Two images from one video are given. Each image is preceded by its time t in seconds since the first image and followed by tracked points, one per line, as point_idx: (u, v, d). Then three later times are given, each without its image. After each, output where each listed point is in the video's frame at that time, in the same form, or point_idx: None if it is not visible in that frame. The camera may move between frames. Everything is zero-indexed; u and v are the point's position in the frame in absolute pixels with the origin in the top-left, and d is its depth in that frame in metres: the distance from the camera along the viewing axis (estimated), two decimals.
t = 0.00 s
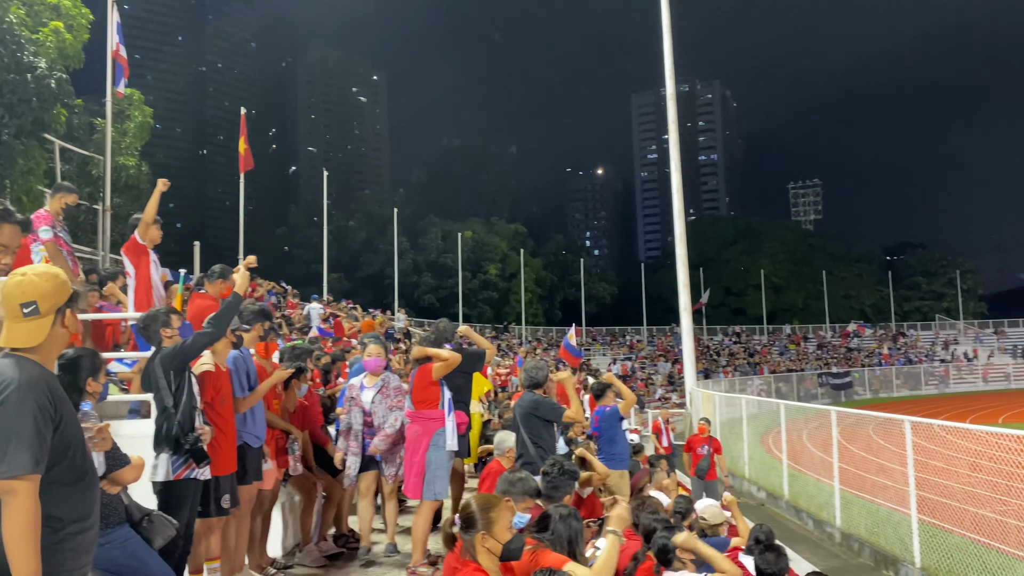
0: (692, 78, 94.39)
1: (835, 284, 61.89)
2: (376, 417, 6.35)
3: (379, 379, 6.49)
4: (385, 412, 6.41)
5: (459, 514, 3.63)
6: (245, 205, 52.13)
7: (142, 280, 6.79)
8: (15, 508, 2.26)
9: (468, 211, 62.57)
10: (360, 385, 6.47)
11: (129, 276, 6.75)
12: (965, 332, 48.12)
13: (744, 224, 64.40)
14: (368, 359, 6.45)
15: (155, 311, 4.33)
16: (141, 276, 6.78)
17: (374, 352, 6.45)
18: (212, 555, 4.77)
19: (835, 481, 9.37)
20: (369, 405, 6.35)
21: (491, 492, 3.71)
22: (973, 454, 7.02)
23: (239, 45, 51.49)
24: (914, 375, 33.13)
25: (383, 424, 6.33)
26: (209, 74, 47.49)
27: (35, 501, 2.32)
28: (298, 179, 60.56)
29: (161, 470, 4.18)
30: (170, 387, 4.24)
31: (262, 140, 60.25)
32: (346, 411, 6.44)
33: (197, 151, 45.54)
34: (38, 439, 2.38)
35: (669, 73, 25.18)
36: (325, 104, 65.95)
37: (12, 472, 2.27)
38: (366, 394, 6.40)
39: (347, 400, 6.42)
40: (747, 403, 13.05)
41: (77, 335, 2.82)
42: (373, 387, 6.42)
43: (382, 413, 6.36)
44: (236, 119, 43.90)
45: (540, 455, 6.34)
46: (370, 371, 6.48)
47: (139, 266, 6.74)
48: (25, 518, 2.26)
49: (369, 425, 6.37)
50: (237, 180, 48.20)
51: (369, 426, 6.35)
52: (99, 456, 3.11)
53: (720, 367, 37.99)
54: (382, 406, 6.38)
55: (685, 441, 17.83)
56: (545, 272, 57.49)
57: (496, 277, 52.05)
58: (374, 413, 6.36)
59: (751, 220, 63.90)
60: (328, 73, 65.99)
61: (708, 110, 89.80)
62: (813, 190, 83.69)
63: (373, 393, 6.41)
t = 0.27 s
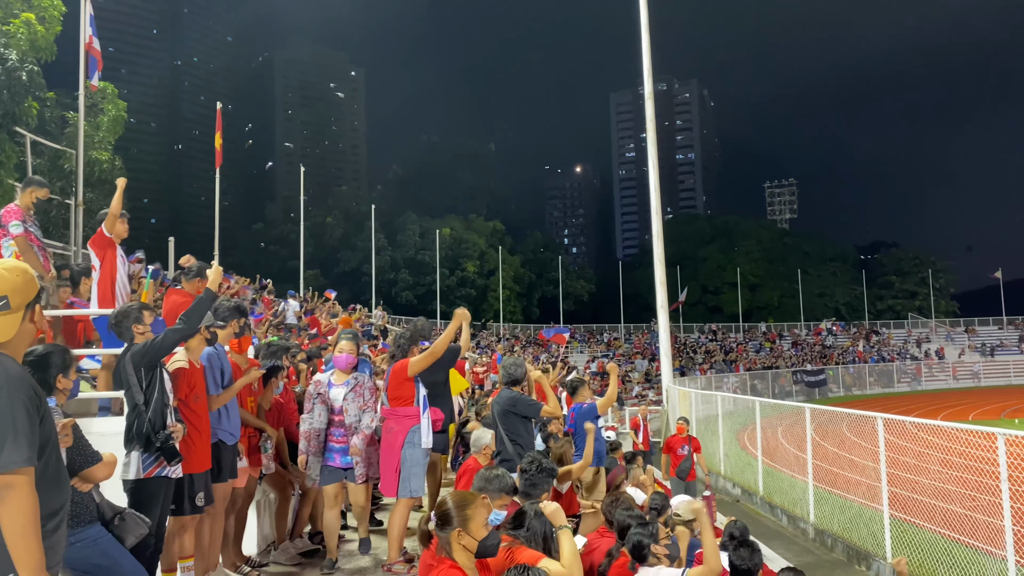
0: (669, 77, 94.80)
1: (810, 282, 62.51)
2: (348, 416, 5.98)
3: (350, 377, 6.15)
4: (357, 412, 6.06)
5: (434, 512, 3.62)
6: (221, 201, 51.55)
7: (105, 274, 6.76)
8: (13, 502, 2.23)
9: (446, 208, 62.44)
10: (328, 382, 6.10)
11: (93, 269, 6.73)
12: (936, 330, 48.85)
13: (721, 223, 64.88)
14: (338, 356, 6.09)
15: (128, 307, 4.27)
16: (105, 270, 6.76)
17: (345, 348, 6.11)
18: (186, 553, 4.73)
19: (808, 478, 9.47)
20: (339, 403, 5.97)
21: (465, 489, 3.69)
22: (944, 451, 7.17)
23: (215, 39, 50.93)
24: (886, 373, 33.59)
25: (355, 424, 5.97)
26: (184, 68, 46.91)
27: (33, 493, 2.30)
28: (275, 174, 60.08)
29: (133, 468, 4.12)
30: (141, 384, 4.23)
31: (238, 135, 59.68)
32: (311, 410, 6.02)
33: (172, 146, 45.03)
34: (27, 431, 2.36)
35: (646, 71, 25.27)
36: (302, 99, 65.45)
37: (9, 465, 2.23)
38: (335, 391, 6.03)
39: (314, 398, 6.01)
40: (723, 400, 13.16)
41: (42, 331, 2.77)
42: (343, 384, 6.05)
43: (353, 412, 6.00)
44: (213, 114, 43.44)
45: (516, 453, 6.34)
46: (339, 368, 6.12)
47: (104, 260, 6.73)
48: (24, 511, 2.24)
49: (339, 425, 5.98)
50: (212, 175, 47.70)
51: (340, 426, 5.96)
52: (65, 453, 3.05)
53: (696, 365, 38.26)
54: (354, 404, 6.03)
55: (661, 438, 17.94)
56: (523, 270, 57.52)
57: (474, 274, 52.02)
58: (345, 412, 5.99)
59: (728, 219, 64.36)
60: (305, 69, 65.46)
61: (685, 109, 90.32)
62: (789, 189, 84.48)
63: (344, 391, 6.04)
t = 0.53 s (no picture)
0: (652, 76, 95.05)
1: (791, 281, 62.95)
2: (329, 415, 5.87)
3: (327, 373, 6.02)
4: (338, 410, 5.97)
5: (416, 510, 3.61)
6: (202, 198, 51.14)
7: (79, 270, 6.69)
8: (5, 501, 2.22)
9: (429, 206, 62.29)
10: (306, 379, 5.94)
11: (67, 265, 6.66)
12: (915, 328, 49.34)
13: (703, 221, 65.17)
14: (315, 352, 5.91)
15: (107, 303, 4.21)
16: (79, 266, 6.68)
17: (322, 344, 5.93)
18: (165, 552, 4.72)
19: (788, 474, 9.54)
20: (320, 402, 5.83)
21: (447, 487, 3.68)
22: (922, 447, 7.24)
23: (197, 34, 50.49)
24: (866, 370, 33.90)
25: (337, 424, 5.88)
26: (165, 63, 46.46)
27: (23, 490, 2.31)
28: (257, 171, 59.65)
29: (110, 467, 4.07)
30: (118, 382, 4.17)
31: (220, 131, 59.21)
32: (288, 409, 5.84)
33: (153, 142, 44.61)
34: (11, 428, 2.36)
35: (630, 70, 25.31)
36: (285, 96, 65.06)
37: None
38: (315, 391, 5.89)
39: (292, 397, 5.84)
40: (704, 398, 13.22)
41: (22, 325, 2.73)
42: (323, 382, 5.91)
43: (335, 411, 5.90)
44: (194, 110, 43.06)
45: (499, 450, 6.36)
46: (316, 364, 5.97)
47: (77, 257, 6.65)
48: (15, 509, 2.23)
49: (317, 424, 5.86)
50: (193, 171, 47.28)
51: (320, 426, 5.85)
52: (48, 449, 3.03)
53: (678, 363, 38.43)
54: (336, 404, 5.91)
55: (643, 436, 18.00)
56: (506, 268, 57.50)
57: (457, 272, 51.92)
58: (326, 411, 5.87)
59: (710, 218, 64.65)
60: (288, 65, 65.07)
61: (668, 108, 90.65)
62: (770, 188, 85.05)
63: (324, 390, 5.91)
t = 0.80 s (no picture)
0: (644, 75, 95.16)
1: (782, 279, 63.16)
2: (320, 416, 5.48)
3: (315, 372, 5.62)
4: (329, 411, 5.59)
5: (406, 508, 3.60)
6: (193, 196, 50.94)
7: (68, 268, 6.67)
8: None
9: (420, 204, 62.21)
10: (293, 379, 5.53)
11: (55, 264, 6.63)
12: (905, 326, 49.57)
13: (694, 220, 65.29)
14: (302, 349, 5.52)
15: (101, 300, 4.18)
16: (67, 265, 6.66)
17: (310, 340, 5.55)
18: (155, 551, 4.70)
19: (779, 472, 9.56)
20: (308, 401, 5.43)
21: (437, 486, 3.68)
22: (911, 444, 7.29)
23: (187, 32, 50.26)
24: (856, 368, 34.05)
25: (329, 424, 5.50)
26: (154, 61, 46.23)
27: (5, 491, 2.33)
28: (247, 169, 59.44)
29: (99, 465, 4.05)
30: (104, 383, 4.10)
31: (210, 129, 58.95)
32: (275, 412, 5.42)
33: (143, 140, 44.40)
34: None
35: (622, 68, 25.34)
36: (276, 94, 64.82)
37: None
38: (303, 390, 5.49)
39: (280, 398, 5.41)
40: (695, 396, 13.25)
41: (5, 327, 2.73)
42: (312, 381, 5.51)
43: (326, 411, 5.51)
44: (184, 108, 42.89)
45: (491, 448, 6.34)
46: (304, 362, 5.57)
47: (66, 255, 6.62)
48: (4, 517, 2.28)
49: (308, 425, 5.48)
50: (184, 170, 47.08)
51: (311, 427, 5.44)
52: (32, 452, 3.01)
53: (670, 361, 38.51)
54: (326, 402, 5.52)
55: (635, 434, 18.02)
56: (498, 266, 57.50)
57: (449, 271, 51.88)
58: (316, 410, 5.48)
59: (702, 216, 64.77)
60: (279, 63, 64.84)
61: (660, 107, 90.78)
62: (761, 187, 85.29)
63: (313, 388, 5.49)
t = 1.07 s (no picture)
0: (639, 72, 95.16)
1: (777, 276, 63.26)
2: (302, 421, 5.07)
3: (298, 373, 5.21)
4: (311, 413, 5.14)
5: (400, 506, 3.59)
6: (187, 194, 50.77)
7: (62, 268, 6.66)
8: None
9: (415, 202, 62.10)
10: (272, 380, 5.13)
11: (49, 264, 6.64)
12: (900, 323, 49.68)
13: (690, 217, 65.31)
14: (283, 349, 5.09)
15: (102, 299, 4.24)
16: (61, 265, 6.65)
17: (291, 339, 5.12)
18: (151, 549, 4.75)
19: (773, 468, 9.59)
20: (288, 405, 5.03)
21: (432, 483, 3.68)
22: (905, 440, 7.32)
23: (181, 30, 50.09)
24: (851, 365, 34.14)
25: (312, 429, 5.09)
26: (148, 59, 46.03)
27: None
28: (242, 167, 59.25)
29: (92, 468, 4.04)
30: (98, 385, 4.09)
31: (204, 127, 58.76)
32: (251, 416, 5.04)
33: (137, 139, 44.25)
34: None
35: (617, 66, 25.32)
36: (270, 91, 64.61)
37: None
38: (282, 393, 5.08)
39: (256, 401, 5.04)
40: (690, 393, 13.26)
41: None
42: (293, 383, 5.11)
43: (307, 415, 5.09)
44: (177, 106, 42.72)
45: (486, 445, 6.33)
46: (285, 363, 5.15)
47: (60, 255, 6.61)
48: None
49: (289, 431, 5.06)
50: (178, 168, 46.93)
51: (293, 432, 5.06)
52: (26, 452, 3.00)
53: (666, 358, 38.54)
54: (308, 406, 5.11)
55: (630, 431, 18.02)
56: (493, 264, 57.46)
57: (444, 268, 51.82)
58: (298, 415, 5.07)
59: (697, 213, 64.81)
60: (273, 61, 64.65)
61: (655, 104, 90.77)
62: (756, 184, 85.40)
63: (294, 391, 5.10)
